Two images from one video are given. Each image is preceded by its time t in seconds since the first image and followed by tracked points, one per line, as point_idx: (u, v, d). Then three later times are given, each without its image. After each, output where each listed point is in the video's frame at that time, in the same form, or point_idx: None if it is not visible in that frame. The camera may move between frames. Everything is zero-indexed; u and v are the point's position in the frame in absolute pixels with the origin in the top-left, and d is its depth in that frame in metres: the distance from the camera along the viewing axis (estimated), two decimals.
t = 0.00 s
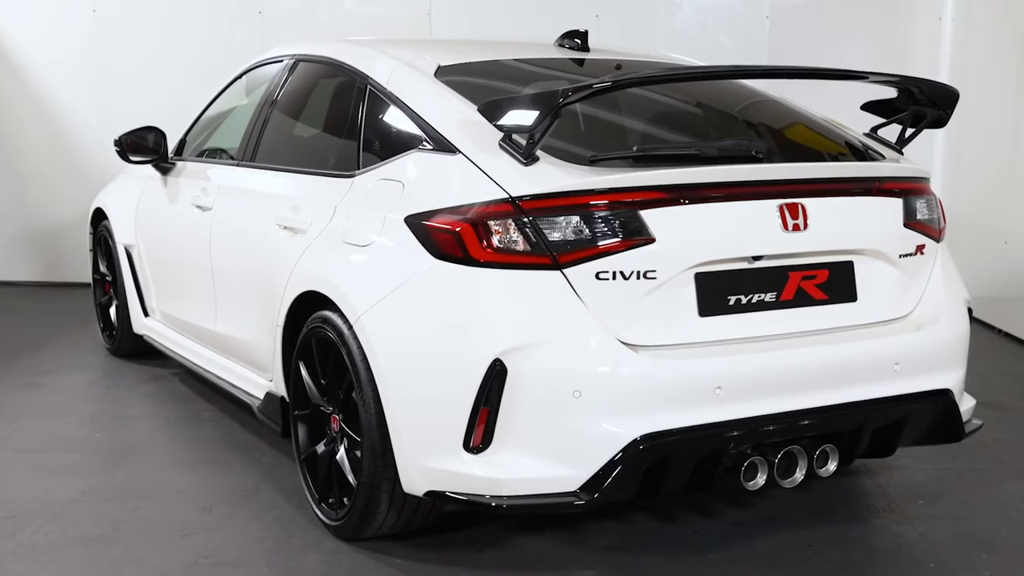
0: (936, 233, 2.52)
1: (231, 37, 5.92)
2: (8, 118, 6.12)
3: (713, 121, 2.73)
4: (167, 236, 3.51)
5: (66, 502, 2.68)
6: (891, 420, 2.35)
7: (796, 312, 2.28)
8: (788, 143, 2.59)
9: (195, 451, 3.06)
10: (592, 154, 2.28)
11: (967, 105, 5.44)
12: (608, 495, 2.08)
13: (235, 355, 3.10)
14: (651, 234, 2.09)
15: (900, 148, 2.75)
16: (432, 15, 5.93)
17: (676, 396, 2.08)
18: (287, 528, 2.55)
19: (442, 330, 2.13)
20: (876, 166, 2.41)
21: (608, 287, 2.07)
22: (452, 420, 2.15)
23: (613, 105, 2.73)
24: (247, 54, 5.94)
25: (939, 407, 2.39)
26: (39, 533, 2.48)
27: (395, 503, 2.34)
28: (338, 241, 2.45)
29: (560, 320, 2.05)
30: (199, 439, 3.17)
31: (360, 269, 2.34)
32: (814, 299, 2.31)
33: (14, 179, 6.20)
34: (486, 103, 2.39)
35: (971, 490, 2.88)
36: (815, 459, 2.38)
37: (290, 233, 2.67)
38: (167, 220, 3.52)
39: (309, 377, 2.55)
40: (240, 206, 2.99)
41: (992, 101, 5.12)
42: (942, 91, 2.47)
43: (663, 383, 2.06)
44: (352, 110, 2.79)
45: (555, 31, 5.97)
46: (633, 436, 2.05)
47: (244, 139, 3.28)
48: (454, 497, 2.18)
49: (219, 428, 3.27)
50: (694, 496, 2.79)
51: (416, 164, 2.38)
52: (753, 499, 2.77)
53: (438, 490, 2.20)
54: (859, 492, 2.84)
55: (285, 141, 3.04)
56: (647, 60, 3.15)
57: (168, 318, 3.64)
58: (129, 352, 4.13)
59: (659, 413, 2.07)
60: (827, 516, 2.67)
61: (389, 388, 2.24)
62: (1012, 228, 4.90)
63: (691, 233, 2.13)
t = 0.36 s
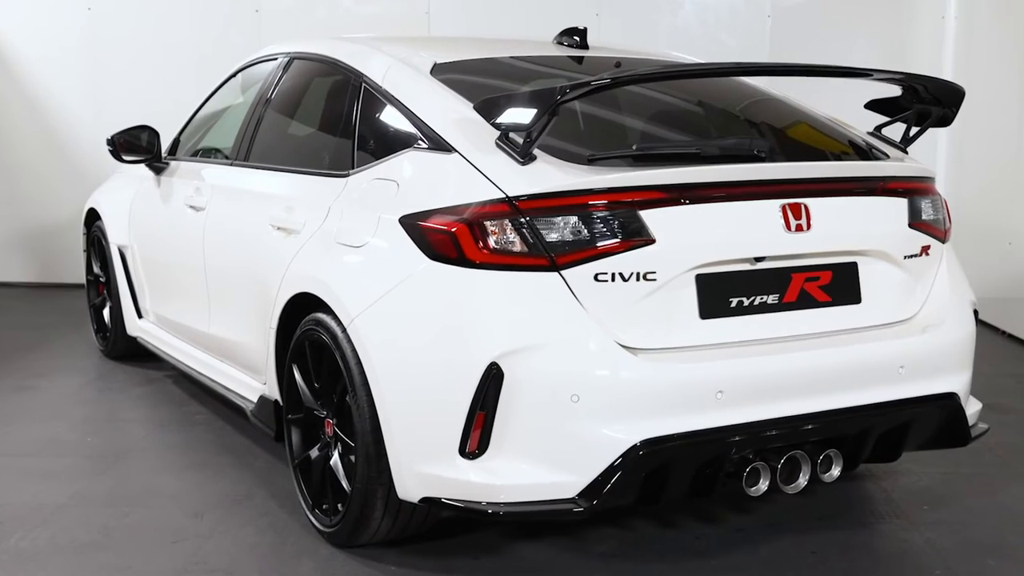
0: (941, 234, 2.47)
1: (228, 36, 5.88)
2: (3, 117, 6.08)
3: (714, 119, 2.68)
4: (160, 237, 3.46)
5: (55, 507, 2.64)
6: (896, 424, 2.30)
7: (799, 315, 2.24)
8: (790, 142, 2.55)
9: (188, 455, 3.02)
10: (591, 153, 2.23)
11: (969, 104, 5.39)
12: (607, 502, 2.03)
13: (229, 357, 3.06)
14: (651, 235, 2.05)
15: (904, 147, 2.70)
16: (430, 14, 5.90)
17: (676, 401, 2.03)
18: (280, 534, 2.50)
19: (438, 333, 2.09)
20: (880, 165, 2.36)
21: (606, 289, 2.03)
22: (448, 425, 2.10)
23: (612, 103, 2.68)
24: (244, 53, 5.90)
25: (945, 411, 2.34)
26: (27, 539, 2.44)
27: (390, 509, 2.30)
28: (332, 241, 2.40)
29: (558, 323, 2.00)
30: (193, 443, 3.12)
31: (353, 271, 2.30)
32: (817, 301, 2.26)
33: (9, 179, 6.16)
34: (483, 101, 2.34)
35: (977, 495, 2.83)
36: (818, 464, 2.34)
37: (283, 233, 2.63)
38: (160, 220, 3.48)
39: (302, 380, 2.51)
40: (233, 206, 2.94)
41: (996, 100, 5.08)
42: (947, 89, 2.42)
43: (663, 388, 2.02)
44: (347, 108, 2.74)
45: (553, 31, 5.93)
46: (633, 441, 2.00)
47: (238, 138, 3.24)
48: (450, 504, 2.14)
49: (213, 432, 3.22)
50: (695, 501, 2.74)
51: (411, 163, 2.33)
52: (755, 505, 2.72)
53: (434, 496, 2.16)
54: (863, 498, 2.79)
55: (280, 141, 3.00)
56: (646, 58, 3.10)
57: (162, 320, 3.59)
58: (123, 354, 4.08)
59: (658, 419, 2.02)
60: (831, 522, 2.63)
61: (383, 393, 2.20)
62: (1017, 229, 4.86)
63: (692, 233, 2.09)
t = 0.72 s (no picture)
0: (948, 235, 2.42)
1: (225, 34, 5.85)
2: None
3: (717, 118, 2.63)
4: (155, 238, 3.42)
5: (45, 513, 2.60)
6: (902, 428, 2.26)
7: (803, 317, 2.19)
8: (794, 141, 2.50)
9: (182, 459, 2.97)
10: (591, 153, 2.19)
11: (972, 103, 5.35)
12: (608, 509, 1.99)
13: (223, 359, 3.01)
14: (652, 236, 2.00)
15: (910, 146, 2.65)
16: (428, 12, 5.86)
17: (678, 406, 1.99)
18: (275, 541, 2.46)
19: (434, 336, 2.04)
20: (886, 165, 2.31)
21: (607, 291, 1.98)
22: (445, 431, 2.06)
23: (613, 102, 2.63)
24: (242, 52, 5.86)
25: (951, 415, 2.30)
26: (16, 546, 2.40)
27: (386, 515, 2.25)
28: (327, 242, 2.36)
29: (557, 326, 1.96)
30: (187, 447, 3.07)
31: (349, 272, 2.25)
32: (821, 303, 2.22)
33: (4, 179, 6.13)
34: (481, 99, 2.29)
35: (984, 500, 2.79)
36: (824, 469, 2.29)
37: (278, 234, 2.58)
38: (155, 221, 3.43)
39: (297, 384, 2.46)
40: (228, 206, 2.90)
41: (1000, 99, 5.04)
42: (955, 87, 2.37)
43: (664, 392, 1.97)
44: (344, 106, 2.70)
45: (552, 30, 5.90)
46: (634, 447, 1.96)
47: (234, 137, 3.19)
48: (447, 511, 2.09)
49: (208, 435, 3.18)
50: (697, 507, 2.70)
51: (408, 162, 2.28)
52: (758, 510, 2.68)
53: (430, 503, 2.11)
54: (868, 503, 2.75)
55: (275, 140, 2.95)
56: (647, 55, 3.06)
57: (156, 321, 3.55)
58: (118, 356, 4.03)
59: (660, 424, 1.97)
60: (835, 528, 2.58)
61: (379, 397, 2.15)
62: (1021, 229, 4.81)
63: (694, 234, 2.04)
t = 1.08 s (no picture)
0: (955, 236, 2.38)
1: (222, 33, 5.81)
2: None
3: (719, 117, 2.59)
4: (150, 238, 3.38)
5: (37, 519, 2.55)
6: (909, 434, 2.22)
7: (809, 320, 2.15)
8: (798, 141, 2.46)
9: (177, 464, 2.93)
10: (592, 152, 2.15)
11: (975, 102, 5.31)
12: (609, 517, 1.94)
13: (219, 362, 2.97)
14: (655, 237, 1.96)
15: (917, 145, 2.60)
16: (427, 11, 5.83)
17: (681, 411, 1.94)
18: (270, 547, 2.41)
19: (432, 339, 2.00)
20: (892, 165, 2.27)
21: (609, 293, 1.94)
22: (444, 436, 2.01)
23: (614, 101, 2.59)
24: (239, 50, 5.82)
25: (959, 420, 2.26)
26: (7, 553, 2.36)
27: (383, 522, 2.21)
28: (324, 243, 2.31)
29: (558, 330, 1.91)
30: (182, 451, 3.03)
31: (345, 274, 2.21)
32: (827, 306, 2.17)
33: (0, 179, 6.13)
34: (480, 98, 2.25)
35: (991, 505, 2.74)
36: (829, 475, 2.25)
37: (274, 235, 2.54)
38: (150, 221, 3.39)
39: (293, 388, 2.42)
40: (223, 206, 2.86)
41: (1004, 99, 4.99)
42: (963, 85, 2.33)
43: (668, 397, 1.93)
44: (341, 105, 2.65)
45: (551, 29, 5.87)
46: (636, 453, 1.91)
47: (229, 136, 3.15)
48: (445, 518, 2.05)
49: (203, 438, 3.13)
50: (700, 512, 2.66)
51: (405, 162, 2.24)
52: (762, 516, 2.64)
53: (428, 510, 2.07)
54: (873, 508, 2.71)
55: (271, 139, 2.91)
56: (649, 54, 3.01)
57: (152, 323, 3.50)
58: (113, 358, 3.99)
59: (662, 430, 1.93)
60: (839, 535, 2.54)
61: (376, 401, 2.11)
62: None
63: (698, 236, 2.00)
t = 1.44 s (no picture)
0: (963, 237, 2.34)
1: (220, 31, 5.78)
2: None
3: (722, 117, 2.55)
4: (145, 239, 3.33)
5: (29, 525, 2.51)
6: (916, 439, 2.18)
7: (815, 324, 2.11)
8: (803, 141, 2.42)
9: (172, 468, 2.88)
10: (593, 152, 2.10)
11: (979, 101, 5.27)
12: (611, 525, 1.90)
13: (214, 365, 2.93)
14: (657, 239, 1.92)
15: (924, 145, 2.56)
16: (425, 9, 5.79)
17: (684, 416, 1.90)
18: (265, 554, 2.37)
19: (431, 344, 1.95)
20: (899, 165, 2.23)
21: (610, 297, 1.90)
22: (442, 443, 1.97)
23: (615, 100, 2.55)
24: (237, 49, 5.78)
25: (967, 425, 2.22)
26: None
27: (380, 530, 2.17)
28: (320, 245, 2.27)
29: (559, 334, 1.87)
30: (177, 455, 2.99)
31: (342, 276, 2.16)
32: (833, 309, 2.13)
33: None
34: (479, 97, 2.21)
35: (998, 511, 2.70)
36: (837, 481, 2.20)
37: (269, 237, 2.50)
38: (146, 222, 3.34)
39: (289, 392, 2.37)
40: (219, 207, 2.82)
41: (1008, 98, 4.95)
42: (972, 83, 2.28)
43: (671, 402, 1.89)
44: (338, 104, 2.61)
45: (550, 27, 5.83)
46: (638, 460, 1.87)
47: (226, 136, 3.11)
48: (444, 527, 2.00)
49: (199, 442, 3.09)
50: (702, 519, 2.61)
51: (403, 163, 2.20)
52: (765, 523, 2.59)
53: (426, 518, 2.02)
54: (878, 515, 2.67)
55: (268, 139, 2.87)
56: (650, 52, 2.97)
57: (147, 325, 3.46)
58: (108, 361, 3.95)
59: (665, 436, 1.89)
60: (844, 542, 2.49)
61: (373, 406, 2.06)
62: None
63: (702, 238, 1.96)
